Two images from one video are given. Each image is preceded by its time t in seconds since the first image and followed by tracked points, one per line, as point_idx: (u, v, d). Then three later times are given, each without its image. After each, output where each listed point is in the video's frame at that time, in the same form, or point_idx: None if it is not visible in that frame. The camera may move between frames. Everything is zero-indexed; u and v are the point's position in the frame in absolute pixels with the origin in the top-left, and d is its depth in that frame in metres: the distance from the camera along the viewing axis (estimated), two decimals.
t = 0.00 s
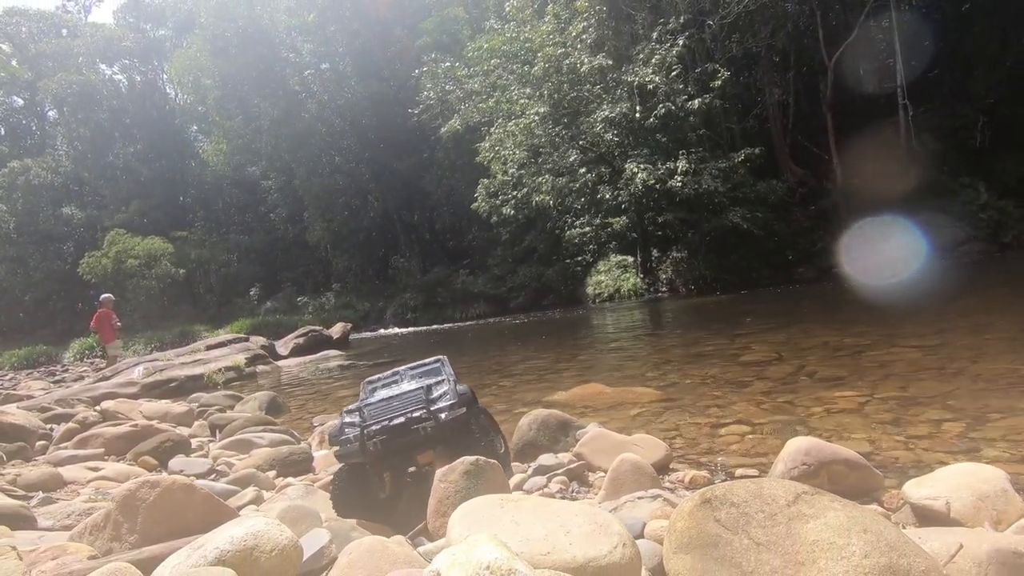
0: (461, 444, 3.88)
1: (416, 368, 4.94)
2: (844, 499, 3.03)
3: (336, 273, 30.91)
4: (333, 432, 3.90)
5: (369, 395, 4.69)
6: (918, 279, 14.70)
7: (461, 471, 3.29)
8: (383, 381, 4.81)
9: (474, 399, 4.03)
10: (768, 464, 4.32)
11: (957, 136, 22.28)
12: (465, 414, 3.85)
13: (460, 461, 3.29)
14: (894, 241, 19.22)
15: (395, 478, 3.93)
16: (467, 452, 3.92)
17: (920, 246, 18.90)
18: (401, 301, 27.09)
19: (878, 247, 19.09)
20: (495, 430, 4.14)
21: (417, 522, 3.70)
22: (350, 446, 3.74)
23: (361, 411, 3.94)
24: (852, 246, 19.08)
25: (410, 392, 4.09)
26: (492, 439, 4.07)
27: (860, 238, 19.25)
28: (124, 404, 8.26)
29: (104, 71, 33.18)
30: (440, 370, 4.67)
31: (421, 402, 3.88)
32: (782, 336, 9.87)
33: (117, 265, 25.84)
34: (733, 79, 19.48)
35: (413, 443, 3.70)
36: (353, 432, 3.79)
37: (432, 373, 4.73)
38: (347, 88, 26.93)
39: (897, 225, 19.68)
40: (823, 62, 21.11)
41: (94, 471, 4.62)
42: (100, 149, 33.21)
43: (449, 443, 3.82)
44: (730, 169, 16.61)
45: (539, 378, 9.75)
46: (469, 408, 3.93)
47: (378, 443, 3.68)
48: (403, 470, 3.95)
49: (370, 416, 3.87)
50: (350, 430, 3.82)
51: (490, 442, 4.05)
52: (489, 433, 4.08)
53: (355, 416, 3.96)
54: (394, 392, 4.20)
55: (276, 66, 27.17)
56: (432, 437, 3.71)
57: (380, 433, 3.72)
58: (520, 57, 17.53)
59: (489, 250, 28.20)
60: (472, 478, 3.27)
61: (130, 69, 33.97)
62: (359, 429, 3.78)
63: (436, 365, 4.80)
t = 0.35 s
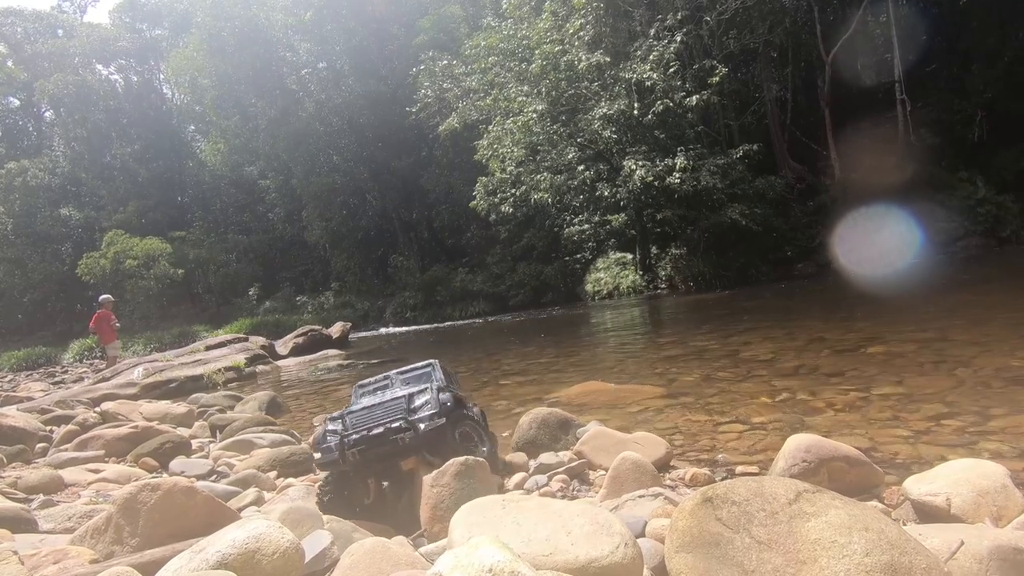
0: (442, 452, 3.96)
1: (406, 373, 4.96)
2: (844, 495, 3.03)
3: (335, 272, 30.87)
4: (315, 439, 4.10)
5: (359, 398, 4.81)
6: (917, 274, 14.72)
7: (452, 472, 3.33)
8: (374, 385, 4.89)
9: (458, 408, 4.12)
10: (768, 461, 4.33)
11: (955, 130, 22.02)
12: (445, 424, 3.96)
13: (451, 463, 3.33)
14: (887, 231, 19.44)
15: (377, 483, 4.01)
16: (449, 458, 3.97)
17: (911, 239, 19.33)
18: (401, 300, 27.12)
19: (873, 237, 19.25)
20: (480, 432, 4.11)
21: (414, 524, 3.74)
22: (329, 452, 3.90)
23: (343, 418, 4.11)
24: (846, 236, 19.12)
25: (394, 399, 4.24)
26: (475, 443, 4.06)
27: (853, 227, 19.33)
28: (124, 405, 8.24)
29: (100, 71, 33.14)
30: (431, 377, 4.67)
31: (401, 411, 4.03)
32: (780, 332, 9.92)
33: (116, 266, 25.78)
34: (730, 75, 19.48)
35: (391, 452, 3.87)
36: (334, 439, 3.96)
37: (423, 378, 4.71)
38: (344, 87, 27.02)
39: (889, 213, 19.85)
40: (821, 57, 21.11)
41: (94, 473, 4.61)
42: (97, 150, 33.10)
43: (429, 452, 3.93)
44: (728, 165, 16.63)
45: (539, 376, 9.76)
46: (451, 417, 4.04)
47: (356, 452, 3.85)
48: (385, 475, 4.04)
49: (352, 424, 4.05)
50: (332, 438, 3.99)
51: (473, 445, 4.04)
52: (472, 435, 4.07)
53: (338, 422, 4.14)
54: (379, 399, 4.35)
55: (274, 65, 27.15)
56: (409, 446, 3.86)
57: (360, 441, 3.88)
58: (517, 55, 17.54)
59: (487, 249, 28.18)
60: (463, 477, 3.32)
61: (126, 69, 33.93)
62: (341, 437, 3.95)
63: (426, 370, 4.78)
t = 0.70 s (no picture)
0: (428, 451, 3.94)
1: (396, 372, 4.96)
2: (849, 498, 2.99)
3: (335, 272, 30.86)
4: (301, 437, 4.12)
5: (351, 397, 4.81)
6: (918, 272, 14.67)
7: (450, 480, 3.30)
8: (364, 383, 4.87)
9: (445, 405, 4.09)
10: (770, 462, 4.30)
11: (956, 129, 22.15)
12: (430, 422, 3.93)
13: (449, 471, 3.30)
14: (877, 216, 19.80)
15: (366, 484, 3.98)
16: (437, 458, 3.97)
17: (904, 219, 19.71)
18: (401, 300, 27.09)
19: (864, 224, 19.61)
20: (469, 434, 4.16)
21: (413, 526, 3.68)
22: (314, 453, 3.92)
23: (328, 416, 4.13)
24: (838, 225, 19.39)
25: (380, 396, 4.23)
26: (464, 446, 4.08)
27: (843, 215, 19.63)
28: (125, 407, 8.22)
29: (101, 73, 33.15)
30: (421, 375, 4.67)
31: (385, 408, 4.01)
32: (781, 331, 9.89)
33: (116, 267, 25.79)
34: (731, 74, 19.42)
35: (375, 451, 3.86)
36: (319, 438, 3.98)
37: (415, 374, 4.72)
38: (344, 87, 27.05)
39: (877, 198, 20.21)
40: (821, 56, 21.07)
41: (92, 476, 4.58)
42: (97, 151, 33.08)
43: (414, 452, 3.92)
44: (728, 164, 16.59)
45: (541, 376, 9.73)
46: (437, 414, 4.01)
47: (339, 452, 3.85)
48: (373, 475, 4.00)
49: (337, 422, 4.04)
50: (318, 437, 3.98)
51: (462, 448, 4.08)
52: (461, 438, 4.12)
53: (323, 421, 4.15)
54: (366, 396, 4.35)
55: (274, 65, 27.06)
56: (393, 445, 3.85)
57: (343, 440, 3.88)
58: (518, 54, 17.53)
59: (488, 248, 28.14)
60: (463, 484, 3.29)
61: (126, 70, 33.96)
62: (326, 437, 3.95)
63: (418, 368, 4.76)
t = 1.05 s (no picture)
0: (431, 457, 3.92)
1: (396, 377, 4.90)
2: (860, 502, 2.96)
3: (339, 274, 30.89)
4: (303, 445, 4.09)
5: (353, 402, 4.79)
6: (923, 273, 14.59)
7: (468, 481, 3.31)
8: (365, 389, 4.85)
9: (447, 410, 4.03)
10: (777, 465, 4.28)
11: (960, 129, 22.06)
12: (433, 427, 3.87)
13: (465, 472, 3.31)
14: (872, 213, 20.01)
15: (370, 490, 3.98)
16: (441, 464, 3.94)
17: (898, 214, 19.87)
18: (404, 302, 27.08)
19: (858, 220, 19.82)
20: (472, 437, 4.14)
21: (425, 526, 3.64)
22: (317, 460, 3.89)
23: (330, 424, 4.10)
24: (834, 221, 19.53)
25: (381, 401, 4.18)
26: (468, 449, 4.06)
27: (837, 211, 19.87)
28: (130, 410, 8.23)
29: (106, 77, 33.33)
30: (422, 379, 4.64)
31: (387, 414, 3.97)
32: (787, 333, 9.85)
33: (121, 269, 25.91)
34: (735, 75, 19.37)
35: (378, 458, 3.82)
36: (321, 446, 3.96)
37: (411, 380, 4.69)
38: (348, 90, 27.14)
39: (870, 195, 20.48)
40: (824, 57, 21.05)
41: (99, 479, 4.59)
42: (103, 154, 33.28)
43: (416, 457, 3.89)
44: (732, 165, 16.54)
45: (545, 378, 9.70)
46: (440, 420, 3.95)
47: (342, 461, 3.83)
48: (376, 481, 4.00)
49: (338, 430, 4.03)
50: (321, 445, 3.96)
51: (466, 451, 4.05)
52: (465, 442, 4.08)
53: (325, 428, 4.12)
54: (367, 402, 4.30)
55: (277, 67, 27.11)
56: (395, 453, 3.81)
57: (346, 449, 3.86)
58: (521, 56, 17.55)
59: (491, 250, 28.13)
60: (479, 485, 3.30)
61: (131, 74, 34.12)
62: (328, 445, 3.93)
63: (419, 373, 4.75)
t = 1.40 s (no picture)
0: (420, 458, 3.94)
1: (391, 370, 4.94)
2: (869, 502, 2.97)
3: (344, 275, 30.93)
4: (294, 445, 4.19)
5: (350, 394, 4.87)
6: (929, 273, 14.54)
7: (483, 484, 3.42)
8: (361, 381, 4.91)
9: (437, 408, 4.07)
10: (785, 464, 4.29)
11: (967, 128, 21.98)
12: (420, 426, 3.92)
13: (482, 476, 3.41)
14: (868, 217, 19.84)
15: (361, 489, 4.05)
16: (433, 465, 3.94)
17: (892, 217, 19.88)
18: (408, 303, 27.17)
19: (854, 225, 19.60)
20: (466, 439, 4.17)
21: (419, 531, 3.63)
22: (305, 463, 3.99)
23: (319, 422, 4.19)
24: (830, 224, 19.29)
25: (370, 398, 4.24)
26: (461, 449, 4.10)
27: (833, 215, 19.56)
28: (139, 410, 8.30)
29: (112, 79, 33.57)
30: (417, 375, 4.67)
31: (375, 413, 4.03)
32: (792, 333, 9.85)
33: (127, 270, 26.09)
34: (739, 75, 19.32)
35: (364, 460, 3.88)
36: (309, 446, 4.06)
37: (407, 373, 4.71)
38: (352, 91, 27.30)
39: (865, 199, 20.27)
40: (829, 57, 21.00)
41: (111, 478, 4.63)
42: (109, 156, 33.48)
43: (406, 458, 3.91)
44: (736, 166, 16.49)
45: (550, 379, 9.72)
46: (428, 418, 3.99)
47: (329, 461, 3.91)
48: (368, 479, 4.06)
49: (326, 430, 4.10)
50: (311, 445, 4.05)
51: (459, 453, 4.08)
52: (458, 443, 4.12)
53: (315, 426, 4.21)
54: (358, 399, 4.36)
55: (282, 70, 27.21)
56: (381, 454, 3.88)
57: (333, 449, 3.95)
58: (525, 58, 17.60)
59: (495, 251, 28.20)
60: (494, 486, 3.43)
61: (137, 77, 34.37)
62: (318, 445, 4.01)
63: (415, 367, 4.77)
